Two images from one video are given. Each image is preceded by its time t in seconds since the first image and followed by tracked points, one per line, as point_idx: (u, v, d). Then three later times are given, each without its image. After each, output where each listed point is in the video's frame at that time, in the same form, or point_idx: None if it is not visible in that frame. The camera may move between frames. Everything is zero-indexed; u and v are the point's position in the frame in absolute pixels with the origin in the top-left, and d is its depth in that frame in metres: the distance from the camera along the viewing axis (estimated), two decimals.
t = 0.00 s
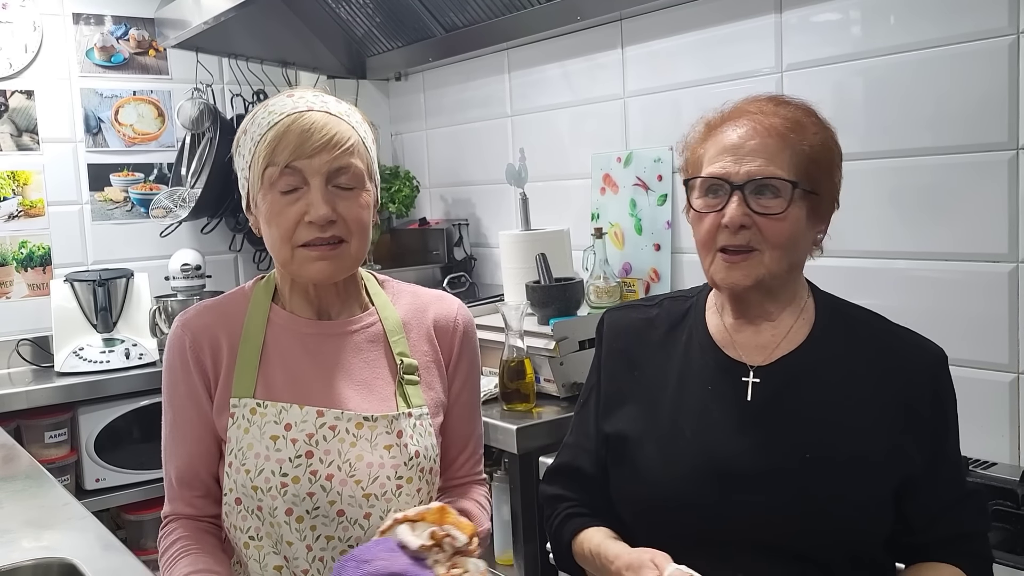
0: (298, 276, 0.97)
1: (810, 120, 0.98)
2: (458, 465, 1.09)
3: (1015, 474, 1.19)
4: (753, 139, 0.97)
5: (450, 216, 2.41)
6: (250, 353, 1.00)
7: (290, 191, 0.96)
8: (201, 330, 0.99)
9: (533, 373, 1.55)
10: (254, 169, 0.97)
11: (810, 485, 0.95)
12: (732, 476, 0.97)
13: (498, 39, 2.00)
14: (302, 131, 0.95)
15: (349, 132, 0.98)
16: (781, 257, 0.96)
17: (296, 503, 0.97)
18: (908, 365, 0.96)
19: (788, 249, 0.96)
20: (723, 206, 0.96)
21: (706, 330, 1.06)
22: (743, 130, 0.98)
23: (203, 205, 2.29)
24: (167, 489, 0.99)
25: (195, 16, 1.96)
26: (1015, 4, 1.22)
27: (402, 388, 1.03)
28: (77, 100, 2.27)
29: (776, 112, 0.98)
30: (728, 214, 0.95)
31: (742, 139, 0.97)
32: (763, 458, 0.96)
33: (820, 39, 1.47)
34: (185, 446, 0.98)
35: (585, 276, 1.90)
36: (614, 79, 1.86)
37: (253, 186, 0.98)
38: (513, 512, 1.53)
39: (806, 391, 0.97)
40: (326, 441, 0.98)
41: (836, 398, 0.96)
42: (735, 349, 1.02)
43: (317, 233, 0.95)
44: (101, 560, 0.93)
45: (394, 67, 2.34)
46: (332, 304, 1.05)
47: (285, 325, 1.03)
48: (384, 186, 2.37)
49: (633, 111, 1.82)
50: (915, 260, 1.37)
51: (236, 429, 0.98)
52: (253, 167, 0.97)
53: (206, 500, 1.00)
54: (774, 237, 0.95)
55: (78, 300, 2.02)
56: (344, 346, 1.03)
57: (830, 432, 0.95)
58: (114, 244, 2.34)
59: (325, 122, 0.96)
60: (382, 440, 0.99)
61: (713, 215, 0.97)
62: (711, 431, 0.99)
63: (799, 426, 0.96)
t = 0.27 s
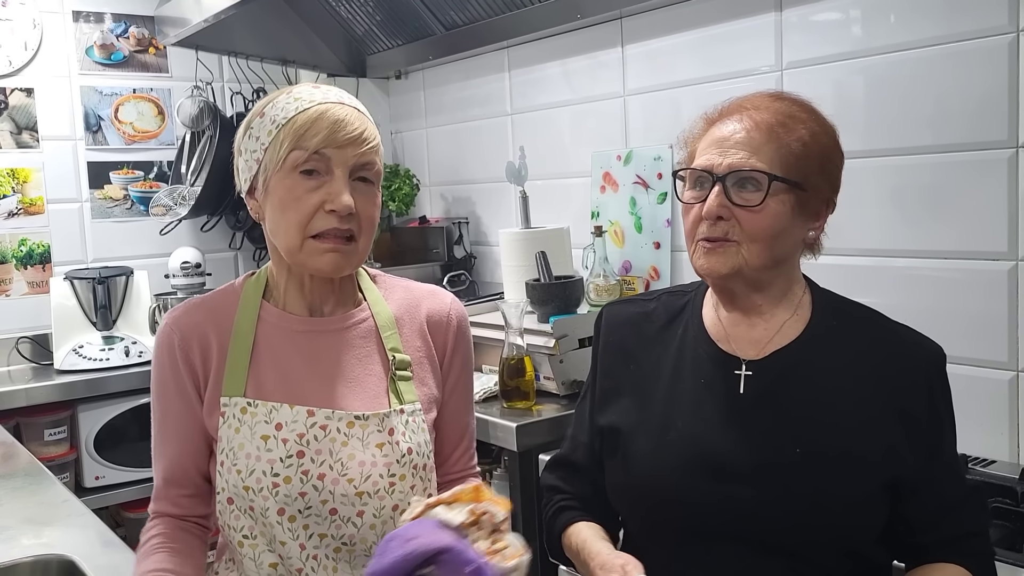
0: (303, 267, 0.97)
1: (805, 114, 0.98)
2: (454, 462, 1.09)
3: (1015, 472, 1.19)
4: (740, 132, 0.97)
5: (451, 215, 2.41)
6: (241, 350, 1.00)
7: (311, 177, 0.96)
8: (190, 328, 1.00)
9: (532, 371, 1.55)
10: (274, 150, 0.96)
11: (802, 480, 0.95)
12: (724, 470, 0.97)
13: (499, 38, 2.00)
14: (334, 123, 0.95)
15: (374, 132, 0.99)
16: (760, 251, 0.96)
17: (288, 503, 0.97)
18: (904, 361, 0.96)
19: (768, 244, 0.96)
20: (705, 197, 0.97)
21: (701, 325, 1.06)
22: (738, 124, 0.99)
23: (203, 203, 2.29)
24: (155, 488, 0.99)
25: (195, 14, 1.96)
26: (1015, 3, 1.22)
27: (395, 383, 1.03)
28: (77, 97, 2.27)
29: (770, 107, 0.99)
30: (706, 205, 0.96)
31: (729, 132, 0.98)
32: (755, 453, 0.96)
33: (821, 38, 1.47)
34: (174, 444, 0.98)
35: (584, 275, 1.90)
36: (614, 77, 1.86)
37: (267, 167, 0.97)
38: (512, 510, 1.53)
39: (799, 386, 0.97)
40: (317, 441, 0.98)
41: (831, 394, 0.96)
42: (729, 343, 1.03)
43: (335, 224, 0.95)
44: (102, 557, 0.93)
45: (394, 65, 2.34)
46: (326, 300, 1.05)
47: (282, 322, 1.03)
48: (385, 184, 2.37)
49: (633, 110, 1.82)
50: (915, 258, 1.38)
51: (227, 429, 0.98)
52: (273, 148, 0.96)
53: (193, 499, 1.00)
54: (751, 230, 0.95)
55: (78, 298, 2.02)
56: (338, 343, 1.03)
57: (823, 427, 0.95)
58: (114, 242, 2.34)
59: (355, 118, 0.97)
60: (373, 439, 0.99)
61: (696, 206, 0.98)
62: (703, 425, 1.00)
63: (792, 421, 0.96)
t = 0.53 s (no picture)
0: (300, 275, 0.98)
1: (804, 110, 0.98)
2: (454, 459, 1.09)
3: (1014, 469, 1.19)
4: (760, 127, 0.97)
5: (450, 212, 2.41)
6: (238, 344, 1.00)
7: (303, 188, 0.96)
8: (188, 324, 1.00)
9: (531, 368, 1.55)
10: (268, 159, 0.96)
11: (801, 478, 0.95)
12: (723, 468, 0.97)
13: (498, 35, 1.99)
14: (328, 135, 0.95)
15: (370, 141, 0.99)
16: (791, 246, 0.96)
17: (284, 494, 0.96)
18: (902, 358, 0.96)
19: (797, 239, 0.96)
20: (735, 195, 0.95)
21: (700, 322, 1.07)
22: (745, 120, 0.98)
23: (203, 200, 2.29)
24: (154, 486, 0.99)
25: (194, 11, 1.96)
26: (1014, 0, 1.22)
27: (392, 377, 1.03)
28: (76, 94, 2.26)
29: (772, 103, 0.99)
30: (742, 204, 0.94)
31: (748, 129, 0.97)
32: (753, 451, 0.96)
33: (821, 35, 1.47)
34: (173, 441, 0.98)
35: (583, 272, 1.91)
36: (613, 74, 1.86)
37: (263, 176, 0.97)
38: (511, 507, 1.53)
39: (798, 384, 0.97)
40: (313, 431, 0.98)
41: (829, 392, 0.96)
42: (728, 342, 1.03)
43: (327, 236, 0.95)
44: (100, 554, 0.93)
45: (394, 62, 2.34)
46: (326, 298, 1.05)
47: (281, 318, 1.03)
48: (384, 181, 2.37)
49: (633, 107, 1.82)
50: (914, 256, 1.38)
51: (223, 421, 0.98)
52: (266, 157, 0.96)
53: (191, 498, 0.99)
54: (784, 226, 0.95)
55: (77, 295, 2.02)
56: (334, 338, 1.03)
57: (822, 425, 0.95)
58: (113, 239, 2.34)
59: (350, 125, 0.97)
60: (369, 429, 0.99)
61: (727, 205, 0.96)
62: (702, 423, 1.00)
63: (791, 419, 0.96)
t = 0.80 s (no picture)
0: (296, 271, 0.98)
1: (801, 113, 0.99)
2: (453, 460, 1.09)
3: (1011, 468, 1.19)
4: (761, 129, 0.97)
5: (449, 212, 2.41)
6: (238, 344, 1.01)
7: (296, 181, 0.96)
8: (190, 323, 1.00)
9: (530, 368, 1.55)
10: (261, 156, 0.96)
11: (799, 478, 0.95)
12: (721, 469, 0.97)
13: (497, 35, 1.99)
14: (318, 125, 0.95)
15: (362, 129, 0.98)
16: (793, 249, 0.97)
17: (282, 495, 0.96)
18: (897, 358, 0.96)
19: (799, 241, 0.97)
20: (740, 197, 0.95)
21: (696, 322, 1.07)
22: (744, 121, 0.98)
23: (202, 200, 2.28)
24: (155, 486, 0.99)
25: (193, 10, 1.96)
26: None
27: (393, 377, 1.03)
28: (75, 94, 2.26)
29: (771, 104, 0.99)
30: (746, 206, 0.94)
31: (749, 131, 0.97)
32: (750, 452, 0.96)
33: (820, 35, 1.47)
34: (173, 440, 0.98)
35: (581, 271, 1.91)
36: (612, 74, 1.86)
37: (257, 173, 0.97)
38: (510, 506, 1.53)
39: (794, 384, 0.97)
40: (311, 432, 0.98)
41: (825, 392, 0.96)
42: (724, 343, 1.03)
43: (322, 228, 0.95)
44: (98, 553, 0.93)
45: (393, 62, 2.34)
46: (326, 296, 1.05)
47: (280, 317, 1.03)
48: (384, 181, 2.37)
49: (631, 107, 1.82)
50: (912, 255, 1.38)
51: (223, 421, 0.98)
52: (260, 154, 0.96)
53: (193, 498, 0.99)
54: (787, 229, 0.95)
55: (76, 295, 2.02)
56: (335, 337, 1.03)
57: (818, 426, 0.95)
58: (112, 239, 2.34)
59: (340, 117, 0.96)
60: (368, 429, 0.99)
61: (731, 207, 0.96)
62: (699, 425, 1.00)
63: (788, 420, 0.96)
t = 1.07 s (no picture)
0: (289, 263, 0.98)
1: (799, 114, 0.99)
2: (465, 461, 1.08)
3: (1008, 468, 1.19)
4: (760, 132, 0.97)
5: (447, 212, 2.41)
6: (243, 342, 1.01)
7: (269, 175, 0.97)
8: (194, 320, 1.01)
9: (529, 368, 1.55)
10: (238, 161, 0.99)
11: (798, 480, 0.95)
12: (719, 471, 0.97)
13: (495, 35, 2.00)
14: (275, 114, 0.96)
15: (325, 111, 0.98)
16: (791, 251, 0.97)
17: (281, 497, 0.96)
18: (894, 357, 0.97)
19: (796, 242, 0.97)
20: (738, 200, 0.95)
21: (693, 325, 1.07)
22: (740, 124, 0.98)
23: (202, 198, 2.29)
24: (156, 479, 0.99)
25: (191, 11, 1.96)
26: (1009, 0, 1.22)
27: (396, 381, 1.02)
28: (73, 94, 2.26)
29: (768, 106, 0.99)
30: (745, 209, 0.94)
31: (748, 134, 0.97)
32: (748, 454, 0.96)
33: (819, 36, 1.47)
34: (175, 435, 0.99)
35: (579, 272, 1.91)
36: (610, 74, 1.86)
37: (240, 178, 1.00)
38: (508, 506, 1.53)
39: (792, 386, 0.98)
40: (312, 435, 0.98)
41: (823, 393, 0.97)
42: (723, 343, 1.03)
43: (298, 215, 0.95)
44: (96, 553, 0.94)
45: (391, 62, 2.34)
46: (326, 294, 1.05)
47: (280, 317, 1.03)
48: (382, 181, 2.37)
49: (630, 107, 1.82)
50: (910, 256, 1.38)
51: (226, 419, 0.99)
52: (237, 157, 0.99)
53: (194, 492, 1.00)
54: (785, 231, 0.95)
55: (74, 295, 2.01)
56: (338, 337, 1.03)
57: (816, 427, 0.96)
58: (111, 239, 2.34)
59: (298, 103, 0.97)
60: (369, 434, 0.98)
61: (729, 209, 0.96)
62: (697, 428, 1.00)
63: (786, 421, 0.97)
